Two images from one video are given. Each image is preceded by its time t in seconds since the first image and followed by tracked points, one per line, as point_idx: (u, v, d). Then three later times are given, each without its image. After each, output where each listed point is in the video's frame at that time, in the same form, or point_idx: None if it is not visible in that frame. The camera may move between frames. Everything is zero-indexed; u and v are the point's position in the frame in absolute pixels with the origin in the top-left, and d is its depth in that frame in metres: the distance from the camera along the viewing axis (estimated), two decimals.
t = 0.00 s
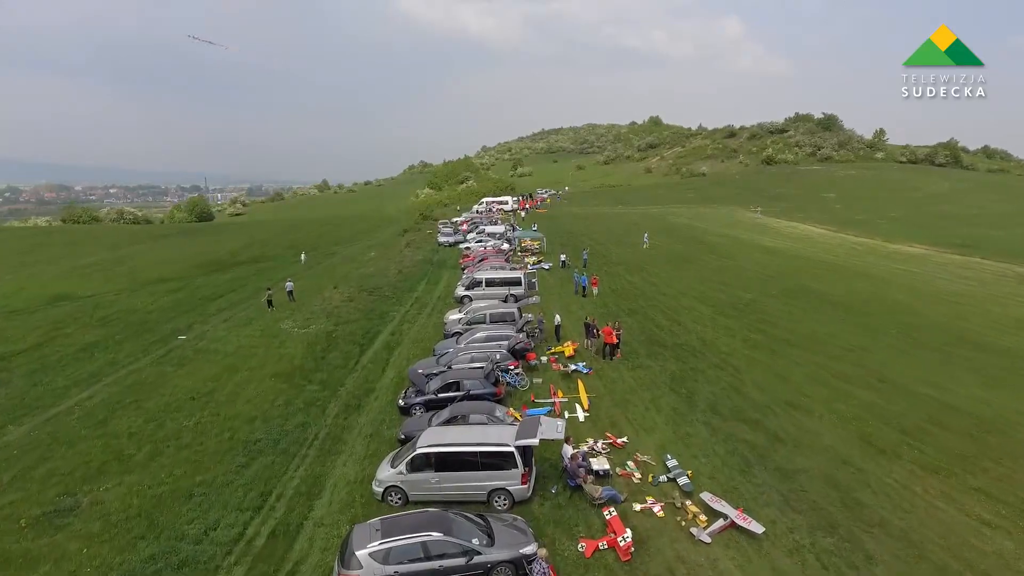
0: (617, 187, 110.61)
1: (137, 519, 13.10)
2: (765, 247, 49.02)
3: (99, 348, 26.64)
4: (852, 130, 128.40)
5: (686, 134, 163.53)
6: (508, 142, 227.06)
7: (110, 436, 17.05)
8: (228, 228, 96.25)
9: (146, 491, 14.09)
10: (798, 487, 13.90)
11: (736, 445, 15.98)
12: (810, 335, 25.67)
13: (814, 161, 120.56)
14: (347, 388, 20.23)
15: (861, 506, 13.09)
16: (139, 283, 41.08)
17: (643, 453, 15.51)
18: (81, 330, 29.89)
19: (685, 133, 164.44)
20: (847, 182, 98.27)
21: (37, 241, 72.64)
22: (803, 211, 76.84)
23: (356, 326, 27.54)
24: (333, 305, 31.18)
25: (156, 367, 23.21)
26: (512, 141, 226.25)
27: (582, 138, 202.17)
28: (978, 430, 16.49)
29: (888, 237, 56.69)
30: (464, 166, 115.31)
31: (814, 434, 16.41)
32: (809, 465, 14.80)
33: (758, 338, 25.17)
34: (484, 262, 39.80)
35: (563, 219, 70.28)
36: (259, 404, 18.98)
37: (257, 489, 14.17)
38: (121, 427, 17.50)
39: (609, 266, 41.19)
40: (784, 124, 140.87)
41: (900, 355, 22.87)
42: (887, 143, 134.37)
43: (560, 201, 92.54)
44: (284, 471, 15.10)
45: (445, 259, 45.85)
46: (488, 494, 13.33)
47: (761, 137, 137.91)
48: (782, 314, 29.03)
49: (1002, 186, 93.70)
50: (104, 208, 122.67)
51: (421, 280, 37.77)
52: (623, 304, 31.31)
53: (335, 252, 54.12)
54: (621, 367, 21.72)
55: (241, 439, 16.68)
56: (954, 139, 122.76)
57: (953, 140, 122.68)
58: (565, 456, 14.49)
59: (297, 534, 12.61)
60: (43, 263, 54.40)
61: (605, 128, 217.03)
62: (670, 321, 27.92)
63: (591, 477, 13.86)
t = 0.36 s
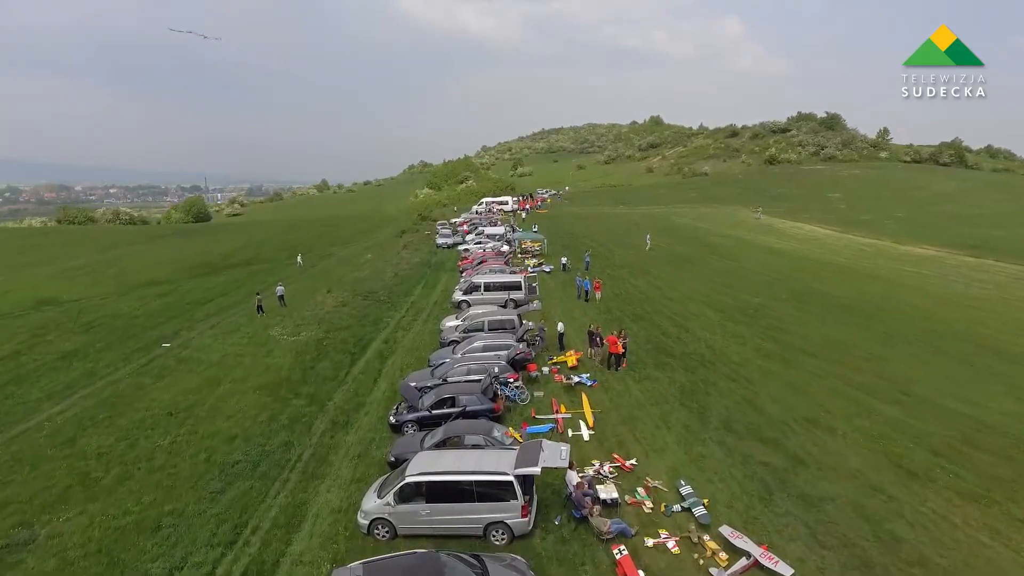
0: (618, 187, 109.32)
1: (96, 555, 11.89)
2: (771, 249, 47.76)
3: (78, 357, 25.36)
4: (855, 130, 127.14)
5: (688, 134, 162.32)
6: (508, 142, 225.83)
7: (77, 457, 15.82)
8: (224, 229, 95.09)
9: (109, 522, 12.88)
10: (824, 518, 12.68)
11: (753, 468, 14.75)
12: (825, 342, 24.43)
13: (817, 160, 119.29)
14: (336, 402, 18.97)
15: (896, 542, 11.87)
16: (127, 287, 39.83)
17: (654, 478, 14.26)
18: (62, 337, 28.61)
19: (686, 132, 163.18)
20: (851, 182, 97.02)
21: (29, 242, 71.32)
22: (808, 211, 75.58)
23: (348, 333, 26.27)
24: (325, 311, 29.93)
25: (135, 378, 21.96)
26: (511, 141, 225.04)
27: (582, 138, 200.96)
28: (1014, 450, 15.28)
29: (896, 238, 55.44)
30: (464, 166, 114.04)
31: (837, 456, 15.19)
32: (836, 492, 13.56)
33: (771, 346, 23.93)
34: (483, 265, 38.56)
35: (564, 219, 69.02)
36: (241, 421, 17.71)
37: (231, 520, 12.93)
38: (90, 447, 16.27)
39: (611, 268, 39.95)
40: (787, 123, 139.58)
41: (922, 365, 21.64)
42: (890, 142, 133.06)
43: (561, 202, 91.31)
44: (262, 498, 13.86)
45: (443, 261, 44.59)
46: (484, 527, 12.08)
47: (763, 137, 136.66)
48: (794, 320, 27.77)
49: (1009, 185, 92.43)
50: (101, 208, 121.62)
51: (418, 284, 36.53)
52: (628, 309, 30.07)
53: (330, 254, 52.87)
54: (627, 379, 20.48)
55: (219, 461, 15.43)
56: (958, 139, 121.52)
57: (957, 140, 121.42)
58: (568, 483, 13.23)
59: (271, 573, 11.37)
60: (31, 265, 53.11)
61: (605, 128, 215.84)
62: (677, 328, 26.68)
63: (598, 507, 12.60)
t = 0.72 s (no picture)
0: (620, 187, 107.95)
1: None
2: (779, 251, 46.36)
3: (54, 367, 24.03)
4: (860, 129, 125.76)
5: (690, 132, 160.93)
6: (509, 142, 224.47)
7: (37, 483, 14.51)
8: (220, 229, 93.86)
9: (62, 563, 11.58)
10: (861, 558, 11.37)
11: (778, 497, 13.45)
12: (844, 351, 23.10)
13: (821, 160, 117.93)
14: (323, 419, 17.61)
15: None
16: (115, 292, 38.49)
17: (669, 509, 12.95)
18: (40, 345, 27.26)
19: (688, 131, 161.79)
20: (856, 182, 95.62)
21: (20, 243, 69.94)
22: (814, 212, 74.19)
23: (339, 342, 24.93)
24: (317, 317, 28.58)
25: (111, 392, 20.63)
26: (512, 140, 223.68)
27: (583, 137, 199.60)
28: None
29: (906, 239, 54.11)
30: (464, 166, 112.68)
31: (869, 483, 13.87)
32: (871, 527, 12.27)
33: (786, 356, 22.56)
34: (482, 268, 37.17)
35: (565, 220, 67.66)
36: (219, 442, 16.37)
37: (199, 560, 11.61)
38: (52, 472, 14.96)
39: (615, 271, 38.58)
40: (790, 122, 138.28)
41: (949, 377, 20.31)
42: (895, 141, 131.66)
43: (562, 202, 89.96)
44: (235, 532, 12.53)
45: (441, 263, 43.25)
46: (480, 570, 10.76)
47: (766, 136, 135.31)
48: (809, 328, 26.41)
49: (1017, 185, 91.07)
50: (97, 209, 120.53)
51: (414, 288, 35.22)
52: (633, 315, 28.75)
53: (326, 256, 51.51)
54: (636, 393, 19.16)
55: (191, 489, 14.10)
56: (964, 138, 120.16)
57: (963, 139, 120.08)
58: (575, 517, 11.91)
59: None
60: (19, 267, 51.78)
61: (606, 127, 214.48)
62: (686, 336, 25.31)
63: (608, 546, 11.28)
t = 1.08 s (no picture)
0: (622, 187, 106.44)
1: None
2: (787, 253, 44.89)
3: (25, 379, 22.60)
4: (864, 128, 124.30)
5: (691, 132, 159.45)
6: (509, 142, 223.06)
7: None
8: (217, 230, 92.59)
9: None
10: None
11: (808, 535, 12.02)
12: (866, 362, 21.65)
13: (825, 160, 116.57)
14: (306, 441, 16.17)
15: None
16: (99, 297, 37.03)
17: (688, 551, 11.53)
18: (13, 355, 25.82)
19: (690, 131, 160.30)
20: (861, 182, 94.21)
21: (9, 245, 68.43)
22: (820, 212, 72.77)
23: (328, 352, 23.48)
24: (307, 324, 27.17)
25: (82, 407, 19.22)
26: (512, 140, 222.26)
27: (584, 137, 198.19)
28: None
29: (917, 241, 52.69)
30: (463, 166, 111.18)
31: (910, 518, 12.44)
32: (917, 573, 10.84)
33: (805, 366, 21.11)
34: (481, 272, 35.71)
35: (566, 221, 66.25)
36: (190, 468, 14.95)
37: None
38: (4, 504, 13.59)
39: (619, 275, 37.15)
40: (793, 121, 136.87)
41: (982, 391, 18.85)
42: (900, 141, 130.26)
43: (564, 202, 88.54)
44: None
45: (438, 267, 41.78)
46: None
47: (769, 135, 133.86)
48: (826, 335, 24.94)
49: None
50: (94, 209, 119.49)
51: (410, 292, 33.78)
52: (640, 322, 27.30)
53: (321, 258, 50.04)
54: (646, 411, 17.72)
55: (154, 526, 12.71)
56: (970, 137, 118.72)
57: (969, 138, 118.64)
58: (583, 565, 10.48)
59: None
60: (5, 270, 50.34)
61: (607, 127, 213.04)
62: (696, 346, 23.83)
63: None
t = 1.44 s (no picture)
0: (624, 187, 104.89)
1: None
2: (797, 256, 43.32)
3: None
4: (869, 127, 122.79)
5: (693, 131, 157.90)
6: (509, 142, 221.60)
7: None
8: (212, 231, 91.10)
9: None
10: None
11: None
12: (894, 375, 20.10)
13: (829, 159, 115.04)
14: (284, 470, 14.64)
15: None
16: (80, 302, 35.47)
17: None
18: None
19: (692, 130, 158.75)
20: (867, 182, 92.66)
21: None
22: (827, 213, 71.25)
23: (315, 364, 21.96)
24: (295, 333, 25.66)
25: (44, 427, 17.70)
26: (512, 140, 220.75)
27: (584, 137, 196.62)
28: None
29: (928, 241, 51.19)
30: (462, 166, 109.61)
31: (965, 565, 10.91)
32: None
33: (828, 381, 19.57)
34: (479, 276, 34.17)
35: (568, 223, 64.73)
36: (153, 502, 13.44)
37: None
38: None
39: (623, 279, 35.62)
40: (796, 120, 135.34)
41: None
42: (905, 140, 128.74)
43: (565, 202, 87.02)
44: None
45: (435, 270, 40.25)
46: None
47: (772, 135, 132.36)
48: (846, 345, 23.40)
49: None
50: (89, 210, 117.99)
51: (405, 298, 32.26)
52: (647, 331, 25.78)
53: (315, 261, 48.51)
54: (659, 433, 16.18)
55: (105, 573, 11.21)
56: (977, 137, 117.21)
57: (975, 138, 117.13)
58: None
59: None
60: None
61: (608, 126, 211.52)
62: (709, 357, 22.29)
63: None
